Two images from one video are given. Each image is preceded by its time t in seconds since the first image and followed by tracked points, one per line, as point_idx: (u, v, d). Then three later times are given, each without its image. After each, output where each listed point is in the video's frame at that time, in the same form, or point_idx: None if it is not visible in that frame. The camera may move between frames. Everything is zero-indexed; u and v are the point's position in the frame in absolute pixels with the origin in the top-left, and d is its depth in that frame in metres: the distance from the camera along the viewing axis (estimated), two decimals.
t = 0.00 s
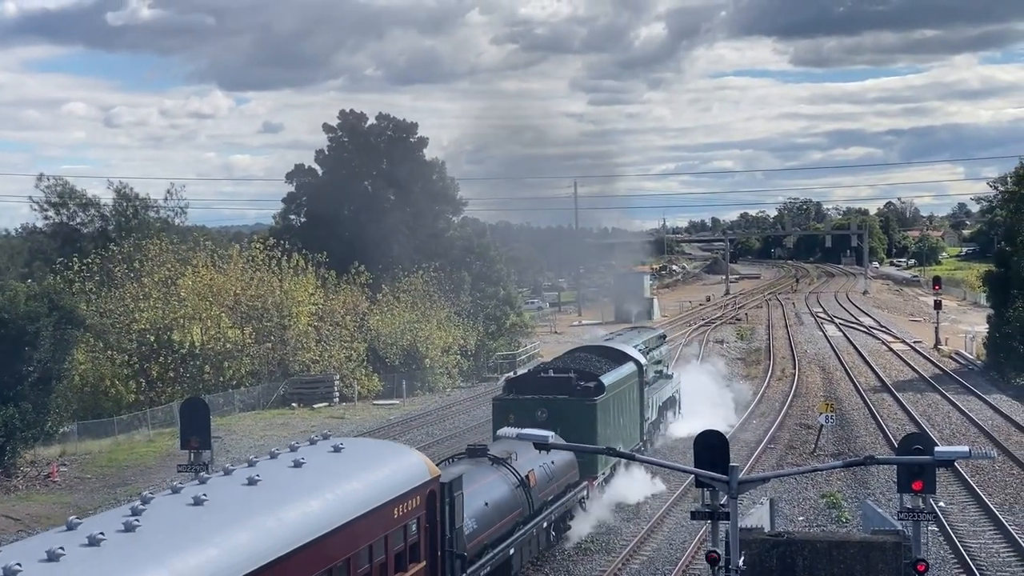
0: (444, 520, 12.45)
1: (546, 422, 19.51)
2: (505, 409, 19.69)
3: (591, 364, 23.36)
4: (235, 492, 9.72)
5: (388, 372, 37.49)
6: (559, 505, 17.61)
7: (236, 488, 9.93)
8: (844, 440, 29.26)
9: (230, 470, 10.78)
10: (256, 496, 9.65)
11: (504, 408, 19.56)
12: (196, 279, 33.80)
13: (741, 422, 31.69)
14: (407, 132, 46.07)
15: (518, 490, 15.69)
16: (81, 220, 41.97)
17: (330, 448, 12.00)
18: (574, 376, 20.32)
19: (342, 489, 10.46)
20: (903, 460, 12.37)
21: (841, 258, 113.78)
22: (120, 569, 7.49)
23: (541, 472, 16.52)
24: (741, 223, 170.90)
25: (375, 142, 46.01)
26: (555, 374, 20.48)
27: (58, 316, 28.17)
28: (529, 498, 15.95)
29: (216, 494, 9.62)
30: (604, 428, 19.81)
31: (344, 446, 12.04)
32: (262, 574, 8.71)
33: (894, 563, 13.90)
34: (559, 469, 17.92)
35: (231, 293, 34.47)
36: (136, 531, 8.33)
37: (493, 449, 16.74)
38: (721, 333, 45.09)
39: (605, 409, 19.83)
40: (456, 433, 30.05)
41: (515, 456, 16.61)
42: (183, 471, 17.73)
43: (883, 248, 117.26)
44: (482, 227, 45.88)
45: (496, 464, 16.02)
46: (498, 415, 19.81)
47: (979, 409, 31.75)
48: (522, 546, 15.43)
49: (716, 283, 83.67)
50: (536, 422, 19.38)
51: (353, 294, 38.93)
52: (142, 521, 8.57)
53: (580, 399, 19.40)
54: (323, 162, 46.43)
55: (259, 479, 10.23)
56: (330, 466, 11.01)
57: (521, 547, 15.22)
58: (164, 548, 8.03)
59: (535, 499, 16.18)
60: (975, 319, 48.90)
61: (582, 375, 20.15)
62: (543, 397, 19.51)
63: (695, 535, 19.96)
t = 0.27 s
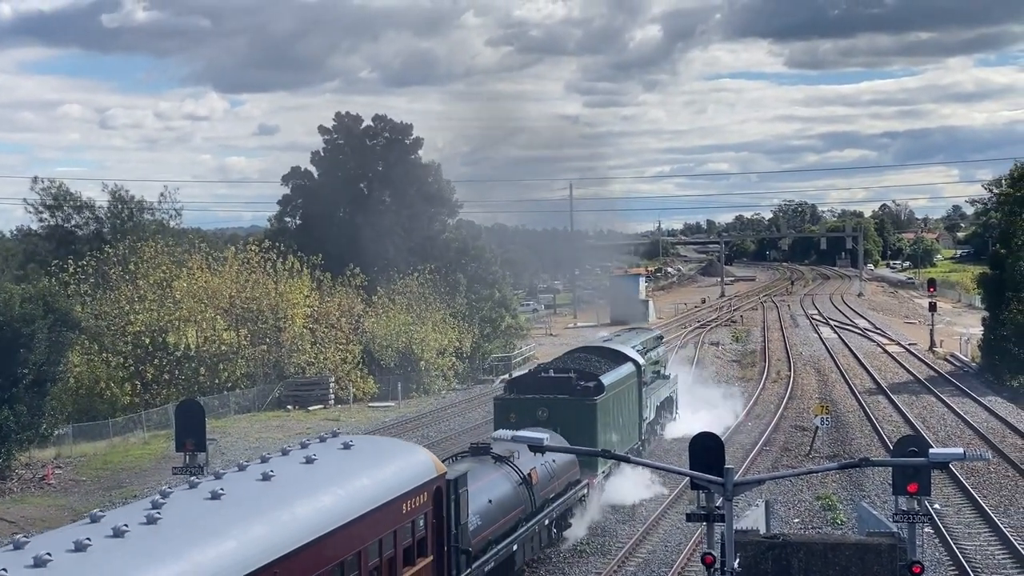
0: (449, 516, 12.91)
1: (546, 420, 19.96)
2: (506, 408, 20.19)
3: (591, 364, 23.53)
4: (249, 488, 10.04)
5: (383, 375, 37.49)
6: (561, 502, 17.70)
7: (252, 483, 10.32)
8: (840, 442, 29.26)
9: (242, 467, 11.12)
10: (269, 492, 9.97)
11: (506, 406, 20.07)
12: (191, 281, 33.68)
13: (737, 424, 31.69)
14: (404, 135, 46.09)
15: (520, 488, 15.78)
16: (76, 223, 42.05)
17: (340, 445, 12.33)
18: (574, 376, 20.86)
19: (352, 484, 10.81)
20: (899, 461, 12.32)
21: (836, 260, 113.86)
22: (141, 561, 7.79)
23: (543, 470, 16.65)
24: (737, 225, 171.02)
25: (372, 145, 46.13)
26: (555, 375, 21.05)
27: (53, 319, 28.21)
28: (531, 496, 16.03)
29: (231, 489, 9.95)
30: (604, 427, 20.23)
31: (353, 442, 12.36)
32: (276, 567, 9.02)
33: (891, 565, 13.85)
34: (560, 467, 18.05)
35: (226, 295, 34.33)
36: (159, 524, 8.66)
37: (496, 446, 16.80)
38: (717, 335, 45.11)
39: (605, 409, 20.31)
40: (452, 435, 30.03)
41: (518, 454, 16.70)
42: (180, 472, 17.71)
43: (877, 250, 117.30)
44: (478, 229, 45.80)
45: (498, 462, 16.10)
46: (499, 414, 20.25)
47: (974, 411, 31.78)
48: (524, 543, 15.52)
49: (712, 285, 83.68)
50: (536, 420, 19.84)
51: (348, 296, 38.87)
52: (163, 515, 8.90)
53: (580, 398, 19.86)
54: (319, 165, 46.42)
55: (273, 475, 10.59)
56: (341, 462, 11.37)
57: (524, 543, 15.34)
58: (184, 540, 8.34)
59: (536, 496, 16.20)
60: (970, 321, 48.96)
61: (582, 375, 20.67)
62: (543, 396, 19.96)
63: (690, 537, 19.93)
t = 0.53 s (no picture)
0: (455, 513, 13.09)
1: (547, 419, 20.32)
2: (507, 408, 20.55)
3: (589, 364, 23.66)
4: (263, 482, 10.34)
5: (378, 376, 37.42)
6: (561, 500, 17.87)
7: (265, 478, 10.60)
8: (834, 444, 29.26)
9: (255, 463, 11.42)
10: (283, 486, 10.28)
11: (507, 406, 20.43)
12: (187, 283, 33.65)
13: (732, 426, 31.70)
14: (398, 136, 46.49)
15: (521, 486, 15.92)
16: (70, 225, 42.05)
17: (348, 442, 12.59)
18: (573, 375, 21.20)
19: (363, 479, 11.08)
20: (894, 463, 12.34)
21: (831, 263, 114.00)
22: (165, 551, 8.10)
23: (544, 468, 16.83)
24: (732, 227, 171.23)
25: (366, 146, 46.45)
26: (554, 375, 21.38)
27: (48, 321, 28.15)
28: (532, 493, 16.23)
29: (246, 483, 10.26)
30: (603, 425, 20.62)
31: (361, 439, 12.63)
32: (291, 558, 9.33)
33: (885, 565, 13.84)
34: (561, 465, 18.27)
35: (221, 297, 34.28)
36: (179, 515, 8.99)
37: (497, 444, 16.89)
38: (711, 338, 45.15)
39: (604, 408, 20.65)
40: (448, 437, 30.03)
41: (519, 452, 16.86)
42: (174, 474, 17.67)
43: (872, 253, 117.49)
44: (472, 230, 46.02)
45: (501, 460, 16.27)
46: (501, 413, 20.54)
47: (969, 413, 31.79)
48: (526, 539, 15.71)
49: (707, 287, 83.73)
50: (537, 419, 20.20)
51: (343, 298, 38.84)
52: (184, 507, 9.22)
53: (580, 397, 20.25)
54: (314, 166, 46.72)
55: (286, 470, 10.87)
56: (351, 458, 11.64)
57: (524, 540, 15.47)
58: (205, 530, 8.65)
59: (536, 495, 16.31)
60: (965, 324, 49.04)
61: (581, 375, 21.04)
62: (544, 395, 20.33)
63: (685, 540, 19.87)
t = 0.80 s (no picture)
0: (459, 509, 13.58)
1: (547, 418, 20.56)
2: (507, 407, 20.75)
3: (588, 364, 23.72)
4: (277, 478, 10.83)
5: (373, 378, 37.36)
6: (561, 498, 18.25)
7: (277, 474, 11.08)
8: (829, 446, 29.26)
9: (267, 459, 11.91)
10: (295, 481, 10.76)
11: (507, 405, 20.66)
12: (181, 284, 33.65)
13: (726, 428, 31.66)
14: (394, 138, 46.73)
15: (523, 484, 16.37)
16: (64, 226, 42.04)
17: (357, 439, 13.05)
18: (573, 375, 21.33)
19: (371, 476, 11.51)
20: (888, 465, 12.34)
21: (825, 265, 114.06)
22: (184, 543, 8.59)
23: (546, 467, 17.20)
24: (728, 229, 171.34)
25: (362, 148, 46.70)
26: (554, 375, 21.46)
27: (43, 322, 28.14)
28: (533, 490, 16.64)
29: (259, 479, 10.75)
30: (603, 425, 20.82)
31: (369, 437, 13.08)
32: (304, 550, 9.78)
33: (880, 567, 13.72)
34: (562, 465, 18.44)
35: (215, 299, 34.25)
36: (198, 509, 9.50)
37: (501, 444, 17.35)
38: (706, 339, 45.19)
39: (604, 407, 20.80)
40: (442, 438, 30.03)
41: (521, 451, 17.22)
42: (169, 477, 17.50)
43: (867, 254, 117.45)
44: (467, 232, 45.88)
45: (502, 458, 16.71)
46: (501, 414, 20.67)
47: (963, 415, 31.81)
48: (528, 535, 16.15)
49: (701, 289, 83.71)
50: (537, 418, 20.42)
51: (338, 299, 38.84)
52: (202, 501, 9.73)
53: (579, 397, 20.48)
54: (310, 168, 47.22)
55: (298, 466, 11.33)
56: (359, 455, 12.09)
57: (528, 536, 16.02)
58: (222, 524, 9.13)
59: (539, 493, 16.84)
60: (959, 325, 49.13)
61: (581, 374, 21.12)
62: (544, 395, 20.55)
63: (680, 541, 19.80)
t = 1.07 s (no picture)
0: (463, 506, 13.71)
1: (547, 417, 20.69)
2: (507, 406, 20.88)
3: (587, 364, 23.69)
4: (289, 473, 10.95)
5: (368, 380, 37.31)
6: (561, 496, 18.42)
7: (288, 469, 11.21)
8: (824, 447, 29.25)
9: (277, 456, 12.03)
10: (306, 476, 10.88)
11: (508, 405, 20.80)
12: (176, 286, 33.61)
13: (721, 430, 31.64)
14: (389, 140, 46.95)
15: (526, 481, 16.61)
16: (58, 227, 42.20)
17: (364, 436, 13.16)
18: (573, 375, 21.40)
19: (379, 472, 11.64)
20: (883, 466, 12.30)
21: (820, 266, 114.26)
22: (200, 534, 8.65)
23: (547, 464, 17.44)
24: (723, 230, 171.62)
25: (358, 149, 46.99)
26: (554, 374, 21.51)
27: (37, 324, 28.21)
28: (535, 488, 16.86)
29: (273, 474, 10.87)
30: (602, 424, 20.91)
31: (376, 434, 13.20)
32: (318, 542, 9.88)
33: (874, 568, 13.79)
34: (564, 462, 18.55)
35: (210, 301, 34.13)
36: (213, 503, 9.59)
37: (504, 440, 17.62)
38: (701, 341, 45.23)
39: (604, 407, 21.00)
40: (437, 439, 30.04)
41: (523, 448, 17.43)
42: (163, 478, 17.37)
43: (861, 256, 117.58)
44: (462, 234, 46.01)
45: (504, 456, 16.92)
46: (502, 414, 20.79)
47: (957, 417, 31.81)
48: (530, 532, 16.34)
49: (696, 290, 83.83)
50: (537, 417, 20.54)
51: (333, 301, 38.84)
52: (217, 496, 9.82)
53: (579, 396, 20.60)
54: (305, 170, 47.45)
55: (308, 462, 11.46)
56: (367, 451, 12.22)
57: (530, 532, 16.22)
58: (236, 517, 9.20)
59: (541, 488, 17.13)
60: (953, 326, 49.20)
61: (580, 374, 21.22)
62: (543, 394, 20.68)
63: (675, 544, 19.69)
